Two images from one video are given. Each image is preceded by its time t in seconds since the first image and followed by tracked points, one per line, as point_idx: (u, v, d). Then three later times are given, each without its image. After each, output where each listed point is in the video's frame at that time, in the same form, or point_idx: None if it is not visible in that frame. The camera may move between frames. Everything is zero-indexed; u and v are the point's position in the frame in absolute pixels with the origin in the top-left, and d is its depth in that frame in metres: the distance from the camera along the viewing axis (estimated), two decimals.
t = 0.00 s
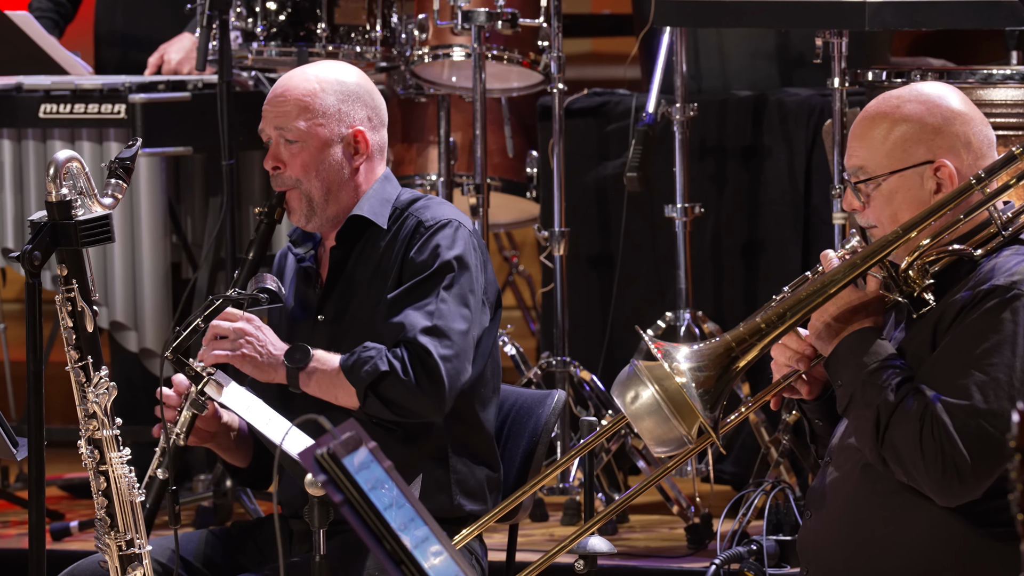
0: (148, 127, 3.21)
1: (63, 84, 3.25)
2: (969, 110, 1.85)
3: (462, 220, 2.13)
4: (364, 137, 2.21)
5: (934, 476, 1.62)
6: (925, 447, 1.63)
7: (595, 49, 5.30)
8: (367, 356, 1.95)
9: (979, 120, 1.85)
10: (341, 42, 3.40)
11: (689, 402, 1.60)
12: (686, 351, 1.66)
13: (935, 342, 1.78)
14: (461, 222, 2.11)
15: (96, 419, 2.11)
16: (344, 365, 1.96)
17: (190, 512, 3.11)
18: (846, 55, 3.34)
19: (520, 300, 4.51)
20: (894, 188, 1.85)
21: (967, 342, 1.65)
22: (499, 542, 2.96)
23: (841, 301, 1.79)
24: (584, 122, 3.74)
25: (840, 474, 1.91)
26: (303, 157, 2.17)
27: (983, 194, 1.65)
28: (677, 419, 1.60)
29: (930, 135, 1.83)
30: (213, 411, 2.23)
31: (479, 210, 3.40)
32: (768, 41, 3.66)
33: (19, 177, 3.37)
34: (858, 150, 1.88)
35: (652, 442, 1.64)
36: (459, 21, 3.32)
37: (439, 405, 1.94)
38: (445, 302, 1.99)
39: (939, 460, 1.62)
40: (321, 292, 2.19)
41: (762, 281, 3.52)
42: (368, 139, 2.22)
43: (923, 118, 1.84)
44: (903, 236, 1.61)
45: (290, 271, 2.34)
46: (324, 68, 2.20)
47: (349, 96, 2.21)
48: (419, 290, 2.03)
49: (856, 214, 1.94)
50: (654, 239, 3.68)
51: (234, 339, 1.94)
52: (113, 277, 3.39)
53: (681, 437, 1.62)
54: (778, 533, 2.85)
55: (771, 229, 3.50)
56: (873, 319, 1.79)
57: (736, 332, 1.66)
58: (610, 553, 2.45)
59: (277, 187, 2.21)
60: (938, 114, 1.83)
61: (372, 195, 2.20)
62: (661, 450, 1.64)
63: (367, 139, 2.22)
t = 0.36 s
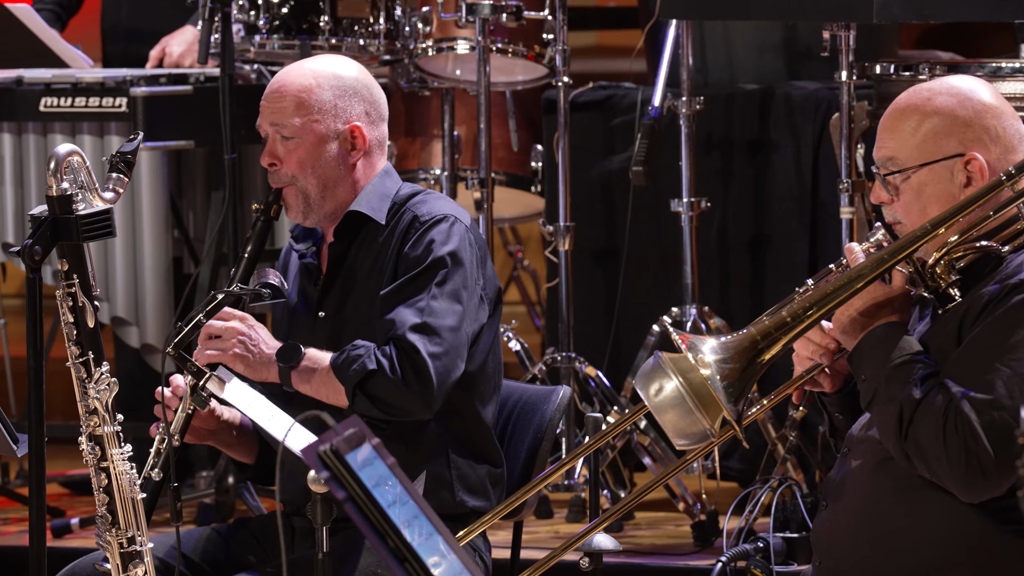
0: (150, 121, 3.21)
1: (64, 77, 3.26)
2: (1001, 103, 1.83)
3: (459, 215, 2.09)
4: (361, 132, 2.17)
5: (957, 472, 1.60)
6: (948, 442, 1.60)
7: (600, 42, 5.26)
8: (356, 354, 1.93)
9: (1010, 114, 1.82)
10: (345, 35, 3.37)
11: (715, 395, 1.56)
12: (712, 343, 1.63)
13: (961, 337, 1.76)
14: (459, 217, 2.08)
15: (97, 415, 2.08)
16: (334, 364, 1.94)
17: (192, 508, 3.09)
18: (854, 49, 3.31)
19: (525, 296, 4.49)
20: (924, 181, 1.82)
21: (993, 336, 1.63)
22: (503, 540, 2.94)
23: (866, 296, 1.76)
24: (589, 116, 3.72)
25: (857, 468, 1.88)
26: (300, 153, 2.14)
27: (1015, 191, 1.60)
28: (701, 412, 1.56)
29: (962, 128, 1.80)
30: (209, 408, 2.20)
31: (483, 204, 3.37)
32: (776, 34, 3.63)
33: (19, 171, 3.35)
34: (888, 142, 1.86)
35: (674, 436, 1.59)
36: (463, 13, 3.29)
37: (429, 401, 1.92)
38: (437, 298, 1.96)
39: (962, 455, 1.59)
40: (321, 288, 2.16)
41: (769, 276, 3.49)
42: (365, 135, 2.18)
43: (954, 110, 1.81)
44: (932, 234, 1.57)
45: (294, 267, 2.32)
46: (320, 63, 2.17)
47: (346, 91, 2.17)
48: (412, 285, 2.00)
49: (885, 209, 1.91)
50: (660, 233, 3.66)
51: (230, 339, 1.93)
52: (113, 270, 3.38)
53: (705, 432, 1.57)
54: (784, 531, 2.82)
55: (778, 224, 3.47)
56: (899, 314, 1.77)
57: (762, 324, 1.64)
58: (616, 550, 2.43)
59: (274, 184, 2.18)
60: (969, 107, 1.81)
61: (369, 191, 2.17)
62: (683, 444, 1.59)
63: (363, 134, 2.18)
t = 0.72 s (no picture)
0: (152, 117, 3.17)
1: (64, 72, 3.23)
2: (1017, 94, 1.80)
3: (457, 220, 2.06)
4: (350, 137, 2.13)
5: (975, 464, 1.57)
6: (966, 434, 1.58)
7: (605, 37, 5.24)
8: (364, 376, 1.91)
9: None
10: (348, 30, 3.34)
11: (729, 382, 1.52)
12: (729, 331, 1.59)
13: (979, 328, 1.73)
14: (455, 222, 2.04)
15: (97, 413, 2.05)
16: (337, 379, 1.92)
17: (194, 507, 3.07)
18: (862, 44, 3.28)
19: (529, 292, 4.47)
20: (941, 174, 1.79)
21: (1011, 327, 1.60)
22: (508, 539, 2.92)
23: (882, 286, 1.75)
24: (594, 111, 3.69)
25: (868, 460, 1.86)
26: (289, 161, 2.11)
27: None
28: (717, 399, 1.51)
29: (979, 119, 1.78)
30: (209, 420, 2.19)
31: (487, 201, 3.35)
32: (782, 29, 3.61)
33: (19, 167, 3.35)
34: (903, 135, 1.83)
35: (687, 426, 1.53)
36: (468, 9, 3.27)
37: (439, 424, 1.92)
38: (443, 317, 1.94)
39: (981, 447, 1.56)
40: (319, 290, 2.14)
41: (777, 272, 3.46)
42: (354, 138, 2.14)
43: (971, 103, 1.78)
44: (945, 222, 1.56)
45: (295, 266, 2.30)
46: (307, 68, 2.12)
47: (333, 95, 2.13)
48: (413, 301, 1.96)
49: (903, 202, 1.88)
50: (665, 229, 3.63)
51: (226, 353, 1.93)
52: (115, 268, 3.36)
53: (720, 421, 1.52)
54: (791, 530, 2.79)
55: (784, 221, 3.44)
56: (916, 304, 1.74)
57: (778, 313, 1.61)
58: (622, 549, 2.40)
59: (266, 192, 2.15)
60: (985, 97, 1.78)
61: (363, 195, 2.14)
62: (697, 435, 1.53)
63: (352, 138, 2.14)
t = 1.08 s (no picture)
0: (152, 114, 3.19)
1: (64, 69, 3.23)
2: (1008, 91, 1.77)
3: (452, 219, 2.03)
4: (355, 134, 2.11)
5: (975, 465, 1.54)
6: (965, 434, 1.55)
7: (611, 33, 5.21)
8: (349, 374, 1.89)
9: (1018, 102, 1.77)
10: (350, 26, 3.32)
11: (726, 387, 1.51)
12: (724, 335, 1.58)
13: (977, 328, 1.70)
14: (449, 222, 2.01)
15: (98, 413, 2.03)
16: (324, 376, 1.90)
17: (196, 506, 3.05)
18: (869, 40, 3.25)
19: (533, 290, 4.45)
20: (933, 174, 1.77)
21: (1009, 325, 1.57)
22: (511, 539, 2.90)
23: (877, 287, 1.73)
24: (599, 108, 3.67)
25: (869, 461, 1.84)
26: (291, 153, 2.08)
27: None
28: (714, 405, 1.51)
29: (968, 118, 1.75)
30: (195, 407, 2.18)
31: (491, 198, 3.33)
32: (789, 26, 3.58)
33: (19, 164, 3.32)
34: (895, 136, 1.81)
35: (685, 431, 1.53)
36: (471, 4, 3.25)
37: (422, 422, 1.88)
38: (429, 317, 1.90)
39: (980, 446, 1.54)
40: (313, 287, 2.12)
41: (783, 270, 3.44)
42: (359, 136, 2.12)
43: (960, 101, 1.76)
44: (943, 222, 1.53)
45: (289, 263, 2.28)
46: (317, 60, 2.10)
47: (341, 90, 2.10)
48: (406, 299, 1.93)
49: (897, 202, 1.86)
50: (670, 227, 3.61)
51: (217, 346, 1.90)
52: (115, 266, 3.33)
53: (717, 426, 1.51)
54: (798, 530, 2.76)
55: (791, 218, 3.41)
56: (913, 304, 1.72)
57: (772, 316, 1.59)
58: (626, 550, 2.38)
59: (264, 180, 2.13)
60: (975, 95, 1.76)
61: (362, 191, 2.12)
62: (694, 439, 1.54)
63: (357, 135, 2.11)
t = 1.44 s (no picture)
0: (152, 110, 3.19)
1: (62, 66, 3.21)
2: (1001, 88, 1.74)
3: (444, 224, 1.99)
4: (344, 136, 2.09)
5: (973, 468, 1.52)
6: (963, 437, 1.53)
7: (613, 29, 5.17)
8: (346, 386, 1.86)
9: (1011, 98, 1.74)
10: (351, 22, 3.31)
11: (721, 392, 1.48)
12: (717, 340, 1.56)
13: (974, 329, 1.68)
14: (441, 228, 1.97)
15: (97, 412, 2.01)
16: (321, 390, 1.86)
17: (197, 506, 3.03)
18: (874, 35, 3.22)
19: (536, 288, 4.43)
20: (927, 175, 1.75)
21: (1007, 327, 1.55)
22: (513, 540, 2.87)
23: (874, 288, 1.70)
24: (602, 105, 3.64)
25: (870, 464, 1.81)
26: (281, 161, 2.05)
27: None
28: (709, 410, 1.47)
29: (961, 117, 1.73)
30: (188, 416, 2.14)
31: (493, 196, 3.31)
32: (793, 21, 3.56)
33: (17, 161, 3.31)
34: (888, 137, 1.79)
35: (681, 437, 1.50)
36: None
37: (421, 436, 1.86)
38: (425, 327, 1.87)
39: (978, 450, 1.51)
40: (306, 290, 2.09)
41: (787, 268, 3.41)
42: (348, 138, 2.10)
43: (952, 100, 1.74)
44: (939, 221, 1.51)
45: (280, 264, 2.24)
46: (300, 64, 2.07)
47: (326, 93, 2.08)
48: (400, 309, 1.90)
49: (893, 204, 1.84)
50: (674, 225, 3.58)
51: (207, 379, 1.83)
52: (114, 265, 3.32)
53: (713, 431, 1.48)
54: (802, 530, 2.74)
55: (796, 216, 3.38)
56: (909, 305, 1.70)
57: (766, 321, 1.58)
58: (629, 551, 2.36)
59: (255, 190, 2.09)
60: (967, 94, 1.74)
61: (352, 195, 2.09)
62: (690, 445, 1.50)
63: (346, 138, 2.10)
